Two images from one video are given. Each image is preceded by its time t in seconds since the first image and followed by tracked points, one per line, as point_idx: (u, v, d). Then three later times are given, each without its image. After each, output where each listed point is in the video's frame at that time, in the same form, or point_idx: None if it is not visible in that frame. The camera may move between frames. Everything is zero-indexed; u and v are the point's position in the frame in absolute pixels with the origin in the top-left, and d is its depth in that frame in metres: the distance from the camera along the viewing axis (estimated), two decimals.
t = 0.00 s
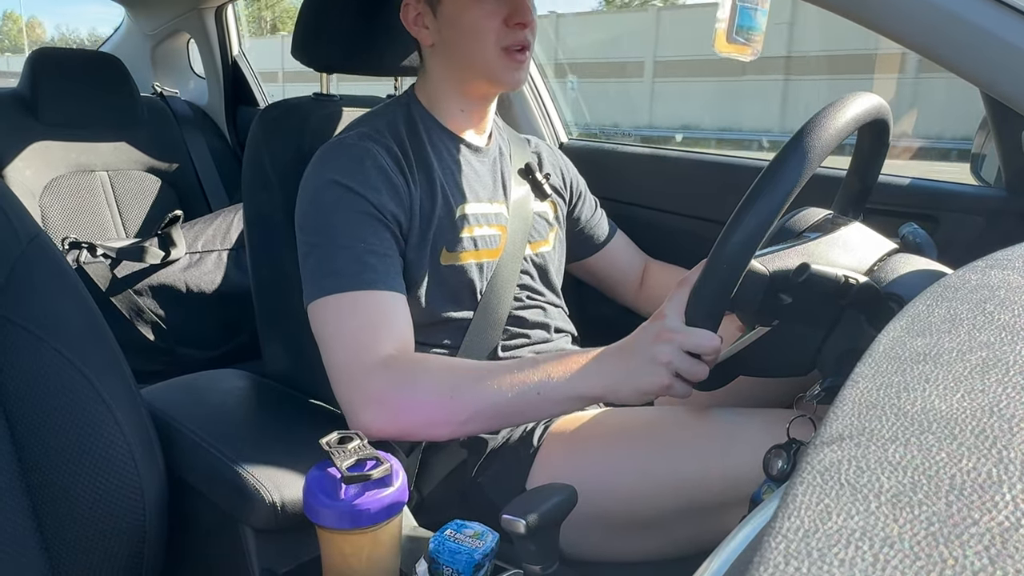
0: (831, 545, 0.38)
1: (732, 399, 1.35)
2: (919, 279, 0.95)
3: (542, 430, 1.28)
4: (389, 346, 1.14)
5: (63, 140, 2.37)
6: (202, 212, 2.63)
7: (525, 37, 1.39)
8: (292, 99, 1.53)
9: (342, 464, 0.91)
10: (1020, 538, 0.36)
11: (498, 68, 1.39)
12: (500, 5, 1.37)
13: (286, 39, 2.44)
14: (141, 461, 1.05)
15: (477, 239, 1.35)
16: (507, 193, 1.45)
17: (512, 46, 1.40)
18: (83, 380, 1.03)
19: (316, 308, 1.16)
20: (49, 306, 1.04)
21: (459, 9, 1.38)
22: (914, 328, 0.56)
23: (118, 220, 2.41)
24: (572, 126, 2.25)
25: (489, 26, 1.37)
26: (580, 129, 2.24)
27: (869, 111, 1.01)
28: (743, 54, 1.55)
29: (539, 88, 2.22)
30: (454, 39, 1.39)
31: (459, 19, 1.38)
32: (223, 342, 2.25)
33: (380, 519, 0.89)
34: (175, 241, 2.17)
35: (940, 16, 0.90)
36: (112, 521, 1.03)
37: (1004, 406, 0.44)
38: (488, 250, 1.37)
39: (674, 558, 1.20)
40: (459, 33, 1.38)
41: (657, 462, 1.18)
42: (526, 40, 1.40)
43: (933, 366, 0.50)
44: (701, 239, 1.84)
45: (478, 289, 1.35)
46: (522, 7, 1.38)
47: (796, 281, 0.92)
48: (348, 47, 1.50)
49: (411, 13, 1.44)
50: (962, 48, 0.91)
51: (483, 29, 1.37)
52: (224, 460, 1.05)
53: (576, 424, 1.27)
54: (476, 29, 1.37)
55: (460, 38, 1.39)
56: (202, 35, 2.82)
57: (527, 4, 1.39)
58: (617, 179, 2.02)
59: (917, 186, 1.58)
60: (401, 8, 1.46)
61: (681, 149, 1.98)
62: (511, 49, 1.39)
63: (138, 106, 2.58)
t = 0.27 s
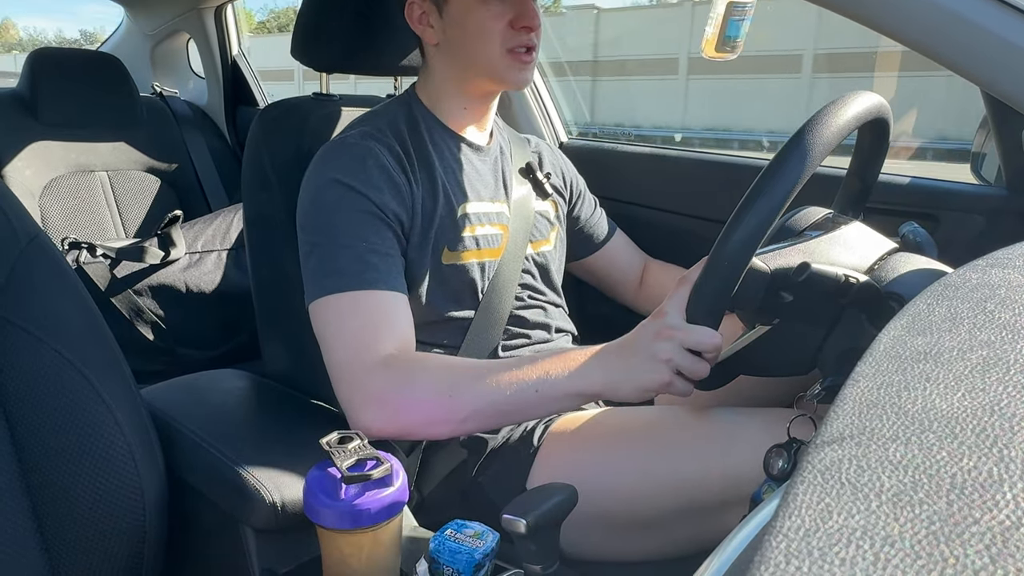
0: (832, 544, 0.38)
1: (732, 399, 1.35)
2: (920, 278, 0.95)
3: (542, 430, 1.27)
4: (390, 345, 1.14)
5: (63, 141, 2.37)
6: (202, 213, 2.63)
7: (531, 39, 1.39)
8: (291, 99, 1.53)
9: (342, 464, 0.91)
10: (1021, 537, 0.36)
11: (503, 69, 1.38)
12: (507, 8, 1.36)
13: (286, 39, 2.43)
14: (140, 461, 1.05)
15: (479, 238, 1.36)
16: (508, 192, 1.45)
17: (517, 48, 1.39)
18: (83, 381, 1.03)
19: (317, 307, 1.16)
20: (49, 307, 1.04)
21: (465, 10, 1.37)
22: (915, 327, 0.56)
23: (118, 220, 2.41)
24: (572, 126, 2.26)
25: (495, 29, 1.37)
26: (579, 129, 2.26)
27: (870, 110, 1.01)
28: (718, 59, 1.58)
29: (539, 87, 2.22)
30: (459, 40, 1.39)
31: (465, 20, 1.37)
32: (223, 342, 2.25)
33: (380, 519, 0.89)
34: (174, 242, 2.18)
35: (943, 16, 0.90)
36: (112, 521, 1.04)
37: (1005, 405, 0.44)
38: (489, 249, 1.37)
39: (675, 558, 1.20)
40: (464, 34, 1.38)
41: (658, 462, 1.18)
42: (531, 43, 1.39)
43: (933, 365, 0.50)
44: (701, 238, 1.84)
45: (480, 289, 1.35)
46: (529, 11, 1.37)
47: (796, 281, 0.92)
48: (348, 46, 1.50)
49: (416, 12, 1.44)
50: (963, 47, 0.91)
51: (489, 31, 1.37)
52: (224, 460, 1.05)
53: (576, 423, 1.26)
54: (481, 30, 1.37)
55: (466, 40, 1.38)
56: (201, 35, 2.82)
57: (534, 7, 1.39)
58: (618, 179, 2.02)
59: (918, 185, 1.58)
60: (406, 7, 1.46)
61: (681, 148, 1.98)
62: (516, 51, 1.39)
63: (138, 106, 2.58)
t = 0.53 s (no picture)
0: (832, 543, 0.38)
1: (732, 398, 1.35)
2: (920, 278, 0.95)
3: (542, 430, 1.28)
4: (390, 345, 1.14)
5: (63, 141, 2.37)
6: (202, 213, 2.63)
7: (533, 39, 1.39)
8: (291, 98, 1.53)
9: (342, 464, 0.91)
10: (1021, 536, 0.36)
11: (504, 69, 1.39)
12: (511, 7, 1.37)
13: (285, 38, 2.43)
14: (142, 461, 1.06)
15: (480, 238, 1.36)
16: (508, 192, 1.45)
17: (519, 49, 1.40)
18: (84, 381, 1.03)
19: (318, 307, 1.16)
20: (50, 307, 1.04)
21: (470, 9, 1.38)
22: (915, 327, 0.56)
23: (118, 221, 2.41)
24: (573, 127, 2.25)
25: (498, 27, 1.37)
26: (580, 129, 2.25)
27: (870, 110, 1.01)
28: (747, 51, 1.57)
29: (539, 86, 2.22)
30: (463, 38, 1.39)
31: (470, 18, 1.38)
32: (223, 343, 2.24)
33: (381, 519, 0.89)
34: (175, 242, 2.18)
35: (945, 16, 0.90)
36: (113, 522, 1.04)
37: (1005, 405, 0.44)
38: (490, 249, 1.37)
39: (675, 557, 1.20)
40: (467, 32, 1.38)
41: (658, 462, 1.18)
42: (535, 42, 1.40)
43: (933, 364, 0.50)
44: (701, 238, 1.84)
45: (480, 289, 1.35)
46: (533, 10, 1.38)
47: (797, 280, 0.92)
48: (348, 46, 1.50)
49: (420, 10, 1.44)
50: (967, 48, 0.90)
51: (492, 29, 1.37)
52: (225, 461, 1.05)
53: (577, 423, 1.26)
54: (485, 28, 1.37)
55: (469, 37, 1.39)
56: (201, 35, 2.82)
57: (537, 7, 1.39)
58: (617, 178, 2.02)
59: (918, 185, 1.58)
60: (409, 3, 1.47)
61: (681, 148, 1.98)
62: (517, 51, 1.40)
63: (137, 106, 2.58)
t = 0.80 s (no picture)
0: (831, 543, 0.38)
1: (732, 398, 1.35)
2: (920, 278, 0.95)
3: (542, 429, 1.28)
4: (390, 345, 1.14)
5: (63, 141, 2.37)
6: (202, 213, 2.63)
7: (533, 39, 1.40)
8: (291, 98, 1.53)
9: (342, 464, 0.91)
10: (1020, 536, 0.36)
11: (503, 69, 1.40)
12: (510, 6, 1.38)
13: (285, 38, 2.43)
14: (141, 461, 1.06)
15: (479, 238, 1.36)
16: (508, 192, 1.45)
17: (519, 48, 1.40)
18: (83, 381, 1.03)
19: (317, 307, 1.16)
20: (49, 306, 1.04)
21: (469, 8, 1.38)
22: (914, 327, 0.56)
23: (118, 220, 2.41)
24: (573, 127, 2.25)
25: (497, 27, 1.38)
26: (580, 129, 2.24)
27: (869, 111, 1.01)
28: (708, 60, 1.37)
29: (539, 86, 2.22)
30: (462, 37, 1.39)
31: (470, 18, 1.38)
32: (223, 343, 2.24)
33: (380, 519, 0.89)
34: (175, 242, 2.18)
35: (943, 16, 0.90)
36: (112, 521, 1.04)
37: (1004, 405, 0.44)
38: (489, 249, 1.37)
39: (675, 558, 1.20)
40: (467, 32, 1.39)
41: (657, 462, 1.18)
42: (534, 41, 1.41)
43: (932, 365, 0.50)
44: (701, 238, 1.84)
45: (479, 289, 1.35)
46: (532, 9, 1.38)
47: (797, 280, 0.92)
48: (347, 45, 1.50)
49: (418, 10, 1.43)
50: (967, 49, 0.91)
51: (491, 29, 1.38)
52: (224, 460, 1.05)
53: (576, 423, 1.27)
54: (484, 28, 1.38)
55: (468, 36, 1.39)
56: (201, 35, 2.82)
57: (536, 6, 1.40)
58: (617, 179, 2.02)
59: (918, 185, 1.58)
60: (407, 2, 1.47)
61: (681, 149, 1.98)
62: (517, 51, 1.40)
63: (137, 106, 2.58)
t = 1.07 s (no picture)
0: (831, 543, 0.38)
1: (731, 398, 1.35)
2: (920, 278, 0.95)
3: (542, 430, 1.28)
4: (390, 346, 1.14)
5: (63, 141, 2.37)
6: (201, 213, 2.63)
7: (534, 40, 1.40)
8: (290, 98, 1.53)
9: (342, 464, 0.91)
10: (1020, 536, 0.36)
11: (503, 71, 1.40)
12: (511, 8, 1.38)
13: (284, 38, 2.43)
14: (140, 461, 1.05)
15: (478, 239, 1.36)
16: (508, 193, 1.45)
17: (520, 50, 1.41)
18: (82, 381, 1.03)
19: (317, 307, 1.16)
20: (48, 306, 1.04)
21: (471, 10, 1.38)
22: (914, 327, 0.56)
23: (118, 221, 2.41)
24: (572, 126, 2.25)
25: (498, 28, 1.38)
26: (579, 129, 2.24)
27: (869, 111, 1.01)
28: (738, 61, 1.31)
29: (539, 86, 2.20)
30: (463, 39, 1.39)
31: (471, 19, 1.38)
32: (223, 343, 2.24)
33: (380, 519, 0.89)
34: (175, 242, 2.18)
35: (942, 17, 0.90)
36: (112, 521, 1.04)
37: (1005, 405, 0.44)
38: (490, 250, 1.37)
39: (675, 558, 1.20)
40: (468, 34, 1.39)
41: (657, 462, 1.18)
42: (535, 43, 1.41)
43: (932, 364, 0.50)
44: (701, 238, 1.84)
45: (479, 289, 1.35)
46: (533, 11, 1.39)
47: (796, 280, 0.92)
48: (346, 45, 1.50)
49: (419, 12, 1.43)
50: (966, 49, 0.91)
51: (492, 30, 1.38)
52: (224, 461, 1.05)
53: (576, 423, 1.27)
54: (485, 29, 1.38)
55: (468, 38, 1.39)
56: (201, 35, 2.82)
57: (536, 7, 1.40)
58: (617, 179, 2.02)
59: (917, 185, 1.58)
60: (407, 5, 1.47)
61: (681, 149, 1.98)
62: (518, 52, 1.40)
63: (137, 106, 2.58)
